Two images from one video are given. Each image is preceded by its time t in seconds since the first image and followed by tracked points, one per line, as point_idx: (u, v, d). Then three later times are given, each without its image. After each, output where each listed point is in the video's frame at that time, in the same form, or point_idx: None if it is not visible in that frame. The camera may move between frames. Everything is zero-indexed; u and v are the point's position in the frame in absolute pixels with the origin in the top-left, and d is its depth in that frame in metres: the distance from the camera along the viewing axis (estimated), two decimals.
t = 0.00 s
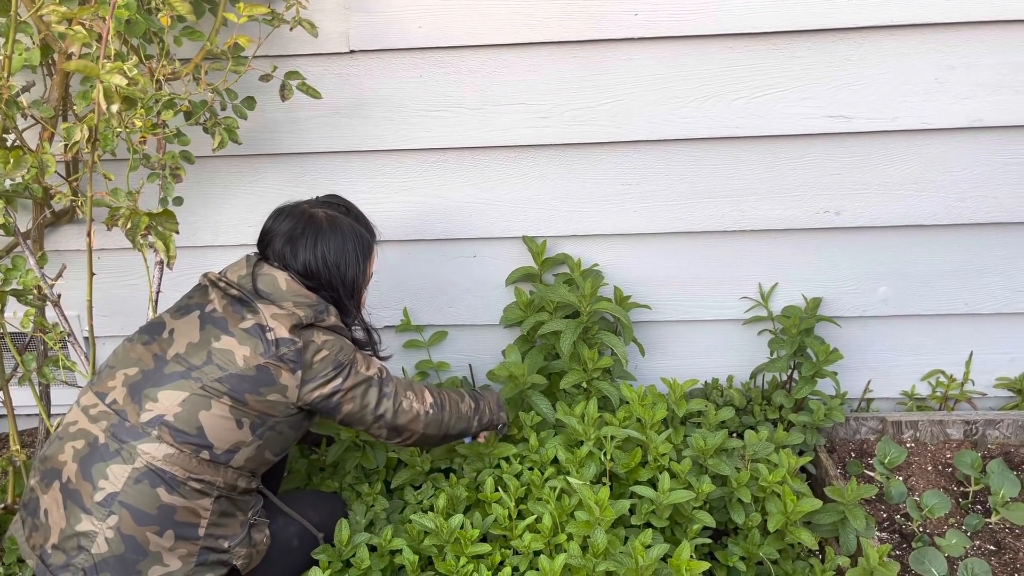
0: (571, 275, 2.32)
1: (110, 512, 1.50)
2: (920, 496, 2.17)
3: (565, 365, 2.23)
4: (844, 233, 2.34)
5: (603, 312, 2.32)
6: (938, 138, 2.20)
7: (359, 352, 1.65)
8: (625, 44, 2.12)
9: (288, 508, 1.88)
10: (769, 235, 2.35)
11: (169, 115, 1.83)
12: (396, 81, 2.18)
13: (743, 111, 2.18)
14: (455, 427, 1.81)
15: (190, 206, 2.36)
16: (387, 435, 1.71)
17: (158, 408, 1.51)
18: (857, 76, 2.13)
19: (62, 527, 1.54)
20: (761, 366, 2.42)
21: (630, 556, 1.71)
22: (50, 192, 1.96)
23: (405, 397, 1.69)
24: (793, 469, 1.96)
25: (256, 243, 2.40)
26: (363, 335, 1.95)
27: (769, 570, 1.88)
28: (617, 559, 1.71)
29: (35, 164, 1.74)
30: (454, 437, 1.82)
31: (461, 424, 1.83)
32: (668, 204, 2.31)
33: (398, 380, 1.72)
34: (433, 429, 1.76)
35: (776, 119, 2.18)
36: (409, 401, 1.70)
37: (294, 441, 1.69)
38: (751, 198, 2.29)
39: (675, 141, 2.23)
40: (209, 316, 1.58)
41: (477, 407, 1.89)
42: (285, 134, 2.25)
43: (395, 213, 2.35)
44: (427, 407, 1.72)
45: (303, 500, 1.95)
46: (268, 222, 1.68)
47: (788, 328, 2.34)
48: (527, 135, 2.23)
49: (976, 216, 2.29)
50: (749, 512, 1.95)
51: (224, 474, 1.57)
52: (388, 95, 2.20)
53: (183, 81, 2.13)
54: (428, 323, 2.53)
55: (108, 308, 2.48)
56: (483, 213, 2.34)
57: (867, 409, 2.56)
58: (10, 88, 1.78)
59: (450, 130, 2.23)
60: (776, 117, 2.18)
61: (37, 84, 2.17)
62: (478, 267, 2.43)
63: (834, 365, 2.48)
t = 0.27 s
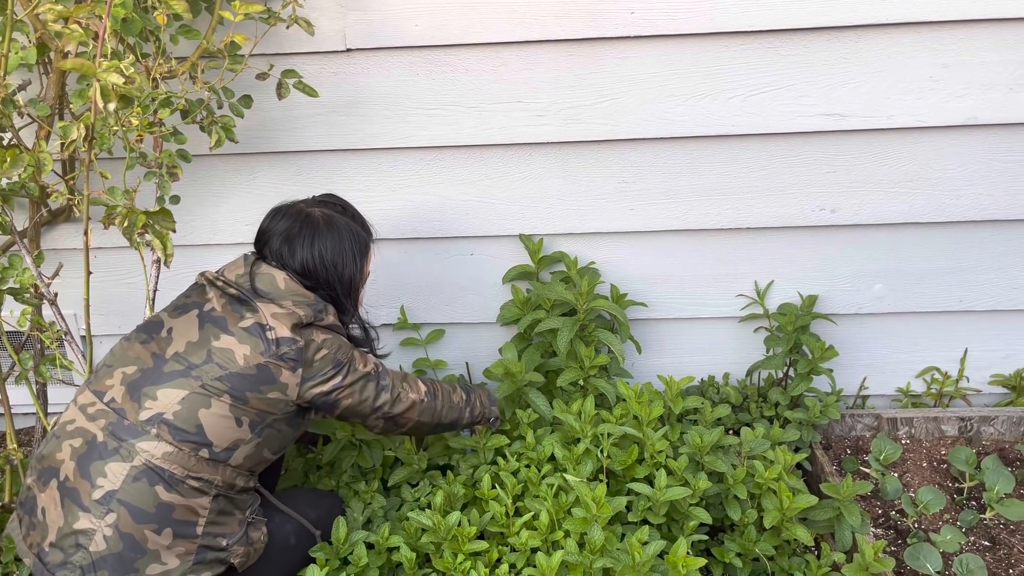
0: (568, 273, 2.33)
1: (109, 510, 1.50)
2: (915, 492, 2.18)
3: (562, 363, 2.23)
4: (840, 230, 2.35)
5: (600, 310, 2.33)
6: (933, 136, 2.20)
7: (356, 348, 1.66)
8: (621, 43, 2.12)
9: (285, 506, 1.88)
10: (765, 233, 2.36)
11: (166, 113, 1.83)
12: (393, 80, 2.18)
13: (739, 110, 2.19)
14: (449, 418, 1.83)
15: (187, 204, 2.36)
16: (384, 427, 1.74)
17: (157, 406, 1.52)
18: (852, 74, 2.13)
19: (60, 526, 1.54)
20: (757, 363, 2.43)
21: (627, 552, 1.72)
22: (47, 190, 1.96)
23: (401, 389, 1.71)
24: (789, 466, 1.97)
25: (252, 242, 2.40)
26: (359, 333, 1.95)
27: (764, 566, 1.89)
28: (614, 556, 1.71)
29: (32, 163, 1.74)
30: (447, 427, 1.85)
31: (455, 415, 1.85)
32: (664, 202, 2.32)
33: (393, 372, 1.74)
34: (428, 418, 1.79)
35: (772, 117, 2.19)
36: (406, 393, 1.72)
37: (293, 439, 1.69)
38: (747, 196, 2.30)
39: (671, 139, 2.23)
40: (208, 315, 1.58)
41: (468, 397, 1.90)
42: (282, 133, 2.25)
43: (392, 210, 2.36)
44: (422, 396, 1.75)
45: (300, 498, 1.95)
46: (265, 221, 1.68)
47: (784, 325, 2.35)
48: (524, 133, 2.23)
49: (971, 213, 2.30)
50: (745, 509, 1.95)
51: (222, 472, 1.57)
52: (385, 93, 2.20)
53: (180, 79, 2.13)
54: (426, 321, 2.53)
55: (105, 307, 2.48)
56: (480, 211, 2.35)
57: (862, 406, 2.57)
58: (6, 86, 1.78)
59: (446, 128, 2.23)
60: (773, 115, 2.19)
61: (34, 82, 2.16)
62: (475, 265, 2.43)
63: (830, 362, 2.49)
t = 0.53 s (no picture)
0: (563, 271, 2.34)
1: (102, 508, 1.50)
2: (908, 490, 2.18)
3: (557, 361, 2.24)
4: (834, 229, 2.35)
5: (594, 308, 2.33)
6: (926, 135, 2.21)
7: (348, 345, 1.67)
8: (616, 41, 2.12)
9: (279, 504, 1.88)
10: (760, 231, 2.36)
11: (161, 111, 1.82)
12: (388, 78, 2.18)
13: (733, 108, 2.19)
14: (439, 412, 1.85)
15: (181, 202, 2.35)
16: (377, 421, 1.74)
17: (151, 404, 1.52)
18: (847, 73, 2.14)
19: (53, 524, 1.54)
20: (751, 362, 2.44)
21: (621, 550, 1.72)
22: (41, 188, 1.96)
23: (394, 383, 1.72)
24: (783, 464, 1.97)
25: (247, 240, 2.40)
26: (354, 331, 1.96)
27: (759, 564, 1.90)
28: (608, 554, 1.72)
29: (26, 160, 1.74)
30: (436, 422, 1.86)
31: (444, 409, 1.86)
32: (659, 200, 2.32)
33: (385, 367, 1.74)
34: (421, 412, 1.80)
35: (766, 115, 2.19)
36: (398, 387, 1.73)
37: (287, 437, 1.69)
38: (742, 194, 2.31)
39: (666, 137, 2.23)
40: (202, 313, 1.58)
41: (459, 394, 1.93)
42: (277, 130, 2.25)
43: (388, 208, 2.36)
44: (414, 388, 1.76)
45: (293, 497, 1.95)
46: (260, 219, 1.69)
47: (778, 324, 2.36)
48: (519, 131, 2.23)
49: (965, 212, 2.31)
50: (740, 507, 1.96)
51: (215, 471, 1.57)
52: (380, 91, 2.20)
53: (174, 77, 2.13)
54: (421, 319, 2.53)
55: (99, 305, 2.48)
56: (475, 209, 2.35)
57: (856, 405, 2.58)
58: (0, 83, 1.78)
59: (441, 126, 2.23)
60: (767, 114, 2.19)
61: (27, 79, 2.15)
62: (470, 264, 2.44)
63: (824, 361, 2.50)
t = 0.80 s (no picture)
0: (559, 269, 2.33)
1: (92, 506, 1.49)
2: (903, 490, 2.18)
3: (553, 360, 2.24)
4: (830, 229, 2.35)
5: (590, 308, 2.33)
6: (922, 135, 2.21)
7: (341, 358, 1.65)
8: (612, 40, 2.12)
9: (272, 502, 1.88)
10: (756, 230, 2.36)
11: (155, 107, 1.82)
12: (384, 75, 2.18)
13: (730, 108, 2.19)
14: (422, 440, 1.80)
15: (176, 199, 2.35)
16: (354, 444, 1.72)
17: (140, 401, 1.50)
18: (843, 73, 2.14)
19: (44, 522, 1.53)
20: (746, 361, 2.44)
21: (615, 550, 1.71)
22: (34, 184, 1.94)
23: (377, 409, 1.69)
24: (778, 464, 1.97)
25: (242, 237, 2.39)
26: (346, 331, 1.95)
27: (753, 564, 1.89)
28: (602, 553, 1.71)
29: (18, 156, 1.73)
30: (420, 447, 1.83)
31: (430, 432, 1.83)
32: (655, 199, 2.32)
33: (378, 393, 1.71)
34: (402, 446, 1.76)
35: (763, 115, 2.19)
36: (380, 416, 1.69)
37: (277, 435, 1.69)
38: (738, 193, 2.30)
39: (663, 136, 2.23)
40: (191, 309, 1.58)
41: (446, 409, 1.90)
42: (272, 128, 2.24)
43: (383, 206, 2.35)
44: (399, 424, 1.72)
45: (287, 494, 1.94)
46: (250, 215, 1.68)
47: (773, 324, 2.36)
48: (515, 130, 2.23)
49: (960, 212, 2.31)
50: (734, 506, 1.96)
51: (206, 467, 1.57)
52: (376, 89, 2.19)
53: (168, 73, 2.12)
54: (416, 317, 2.53)
55: (93, 302, 2.47)
56: (471, 207, 2.34)
57: (851, 405, 2.58)
58: None
59: (437, 124, 2.23)
60: (764, 113, 2.19)
61: (20, 75, 2.14)
62: (465, 262, 2.43)
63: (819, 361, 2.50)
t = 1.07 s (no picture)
0: (555, 270, 2.34)
1: (80, 506, 1.50)
2: (897, 493, 2.19)
3: (548, 360, 2.24)
4: (827, 231, 2.36)
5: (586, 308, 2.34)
6: (920, 138, 2.21)
7: (325, 374, 1.61)
8: (611, 41, 2.12)
9: (264, 501, 1.87)
10: (753, 232, 2.37)
11: (153, 105, 1.82)
12: (383, 75, 2.18)
13: (727, 109, 2.19)
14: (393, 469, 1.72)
15: (173, 197, 2.35)
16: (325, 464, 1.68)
17: (127, 401, 1.51)
18: (841, 76, 2.14)
19: (33, 521, 1.54)
20: (742, 363, 2.44)
21: (609, 550, 1.72)
22: (31, 180, 1.94)
23: (349, 439, 1.63)
24: (772, 465, 1.97)
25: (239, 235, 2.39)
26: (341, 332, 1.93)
27: (746, 566, 1.90)
28: (596, 553, 1.72)
29: (15, 153, 1.73)
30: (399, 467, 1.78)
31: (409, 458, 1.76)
32: (652, 200, 2.32)
33: (358, 417, 1.66)
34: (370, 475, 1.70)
35: (760, 117, 2.19)
36: (351, 445, 1.63)
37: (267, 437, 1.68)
38: (735, 195, 2.31)
39: (661, 137, 2.23)
40: (182, 309, 1.57)
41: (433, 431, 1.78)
42: (270, 126, 2.25)
43: (380, 205, 2.35)
44: (367, 456, 1.65)
45: (279, 494, 1.94)
46: (243, 213, 1.68)
47: (769, 325, 2.36)
48: (512, 130, 2.23)
49: (957, 216, 2.31)
50: (728, 508, 1.96)
51: (195, 468, 1.57)
52: (375, 88, 2.19)
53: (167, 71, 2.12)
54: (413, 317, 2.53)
55: (90, 299, 2.47)
56: (468, 207, 2.34)
57: (847, 407, 2.58)
58: None
59: (435, 124, 2.23)
60: (762, 116, 2.19)
61: (19, 71, 2.14)
62: (462, 262, 2.43)
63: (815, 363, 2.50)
